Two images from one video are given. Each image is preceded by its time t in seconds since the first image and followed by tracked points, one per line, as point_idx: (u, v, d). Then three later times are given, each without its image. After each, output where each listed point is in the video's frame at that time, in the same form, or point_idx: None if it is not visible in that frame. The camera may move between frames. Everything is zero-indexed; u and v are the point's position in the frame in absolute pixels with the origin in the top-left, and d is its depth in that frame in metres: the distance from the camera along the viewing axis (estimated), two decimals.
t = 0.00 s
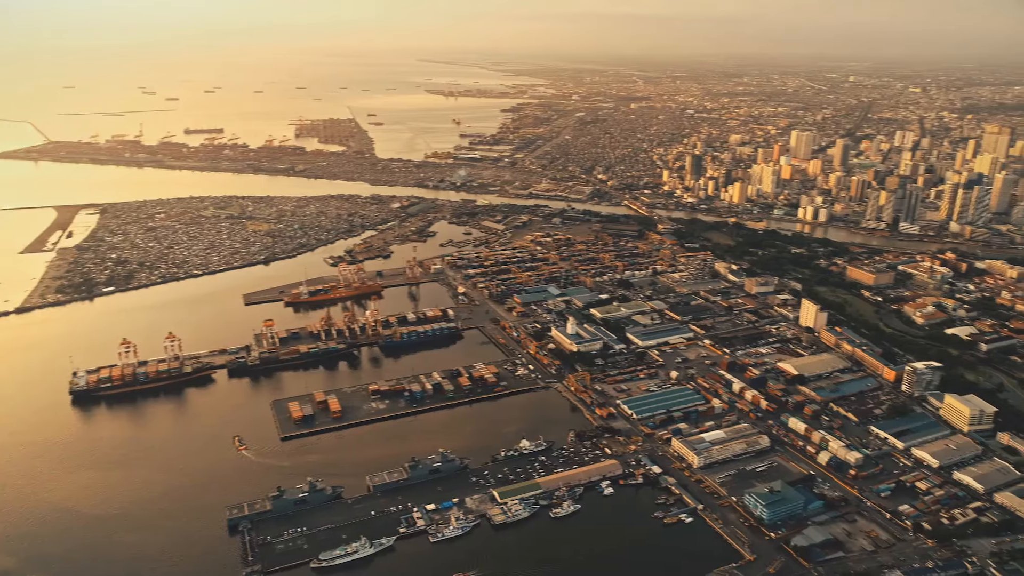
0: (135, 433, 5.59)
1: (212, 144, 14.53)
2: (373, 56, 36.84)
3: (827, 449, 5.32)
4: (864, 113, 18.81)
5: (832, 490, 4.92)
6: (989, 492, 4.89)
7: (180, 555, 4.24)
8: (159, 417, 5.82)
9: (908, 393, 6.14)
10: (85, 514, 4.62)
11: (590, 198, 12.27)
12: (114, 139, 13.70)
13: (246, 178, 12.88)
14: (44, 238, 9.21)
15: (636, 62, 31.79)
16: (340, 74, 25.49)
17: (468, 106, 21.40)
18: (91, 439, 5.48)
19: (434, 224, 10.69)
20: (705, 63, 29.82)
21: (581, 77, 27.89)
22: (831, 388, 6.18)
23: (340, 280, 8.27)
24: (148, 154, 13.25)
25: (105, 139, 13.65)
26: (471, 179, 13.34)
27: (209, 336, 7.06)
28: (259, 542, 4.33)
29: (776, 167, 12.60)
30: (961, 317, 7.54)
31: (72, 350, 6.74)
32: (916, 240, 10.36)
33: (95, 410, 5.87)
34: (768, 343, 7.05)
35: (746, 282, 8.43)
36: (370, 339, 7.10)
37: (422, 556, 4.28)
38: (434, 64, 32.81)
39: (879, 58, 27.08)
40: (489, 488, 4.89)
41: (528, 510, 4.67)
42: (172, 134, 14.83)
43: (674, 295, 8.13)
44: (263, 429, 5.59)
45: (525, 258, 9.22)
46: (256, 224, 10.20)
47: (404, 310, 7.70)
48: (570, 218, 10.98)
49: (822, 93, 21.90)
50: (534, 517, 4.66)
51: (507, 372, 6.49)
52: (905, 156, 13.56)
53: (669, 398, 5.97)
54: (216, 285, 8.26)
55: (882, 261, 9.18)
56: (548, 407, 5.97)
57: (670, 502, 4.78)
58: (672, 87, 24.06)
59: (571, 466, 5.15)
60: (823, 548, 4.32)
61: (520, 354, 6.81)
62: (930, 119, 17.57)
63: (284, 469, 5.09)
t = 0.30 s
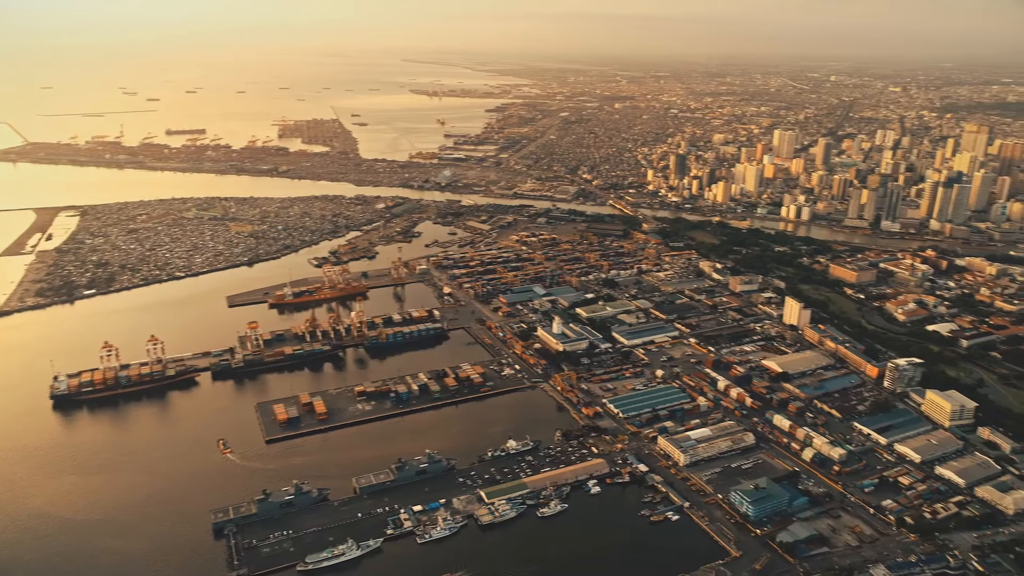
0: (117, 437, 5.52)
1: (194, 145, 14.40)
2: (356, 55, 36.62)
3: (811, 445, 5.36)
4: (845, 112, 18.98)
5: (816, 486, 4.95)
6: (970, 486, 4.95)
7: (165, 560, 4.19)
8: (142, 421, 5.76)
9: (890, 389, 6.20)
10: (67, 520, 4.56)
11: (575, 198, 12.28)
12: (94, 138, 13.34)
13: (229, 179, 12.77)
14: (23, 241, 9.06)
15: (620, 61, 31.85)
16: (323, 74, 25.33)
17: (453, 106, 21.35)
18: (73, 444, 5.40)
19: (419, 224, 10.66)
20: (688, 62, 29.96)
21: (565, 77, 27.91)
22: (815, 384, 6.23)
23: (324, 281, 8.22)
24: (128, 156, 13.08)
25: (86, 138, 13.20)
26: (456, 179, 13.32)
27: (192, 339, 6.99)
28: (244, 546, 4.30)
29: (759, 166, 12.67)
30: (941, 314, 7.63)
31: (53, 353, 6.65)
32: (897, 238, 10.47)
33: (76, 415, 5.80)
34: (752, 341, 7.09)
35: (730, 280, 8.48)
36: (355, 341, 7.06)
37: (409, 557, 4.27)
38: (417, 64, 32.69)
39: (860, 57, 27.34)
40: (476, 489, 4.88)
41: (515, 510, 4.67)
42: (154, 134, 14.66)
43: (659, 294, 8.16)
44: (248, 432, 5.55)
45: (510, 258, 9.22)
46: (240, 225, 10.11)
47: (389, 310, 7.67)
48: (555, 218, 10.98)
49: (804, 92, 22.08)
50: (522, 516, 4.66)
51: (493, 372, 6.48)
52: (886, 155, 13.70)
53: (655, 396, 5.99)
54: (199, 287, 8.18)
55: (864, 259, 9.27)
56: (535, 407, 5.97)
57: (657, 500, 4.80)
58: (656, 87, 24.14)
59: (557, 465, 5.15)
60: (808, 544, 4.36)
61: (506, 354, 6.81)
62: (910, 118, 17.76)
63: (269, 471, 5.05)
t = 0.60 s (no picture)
0: (100, 441, 5.46)
1: (176, 146, 14.28)
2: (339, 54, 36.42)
3: (796, 442, 5.41)
4: (827, 112, 19.15)
5: (801, 482, 4.99)
6: (952, 481, 5.01)
7: (149, 564, 4.16)
8: (125, 425, 5.70)
9: (873, 385, 6.25)
10: (50, 526, 4.50)
11: (560, 198, 12.30)
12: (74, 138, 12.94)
13: (212, 180, 12.67)
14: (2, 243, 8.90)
15: (603, 61, 31.93)
16: (307, 74, 25.17)
17: (437, 106, 21.32)
18: (55, 449, 5.34)
19: (405, 224, 10.64)
20: (671, 62, 30.09)
21: (550, 77, 27.94)
22: (798, 381, 6.28)
23: (309, 283, 8.19)
24: (109, 156, 12.92)
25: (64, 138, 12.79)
26: (441, 179, 13.29)
27: (176, 341, 6.93)
28: (230, 549, 4.27)
29: (742, 166, 12.76)
30: (922, 311, 7.72)
31: (34, 357, 6.57)
32: (878, 236, 10.57)
33: (58, 420, 5.72)
34: (737, 339, 7.14)
35: (714, 279, 8.53)
36: (341, 342, 7.03)
37: (397, 558, 4.26)
38: (401, 64, 32.59)
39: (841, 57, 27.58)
40: (464, 489, 4.88)
41: (503, 510, 4.67)
42: (135, 134, 14.42)
43: (645, 293, 8.19)
44: (233, 435, 5.51)
45: (496, 258, 9.22)
46: (223, 227, 10.04)
47: (375, 311, 7.64)
48: (540, 218, 11.00)
49: (786, 92, 22.25)
50: (509, 516, 4.66)
51: (480, 372, 6.48)
52: (867, 154, 13.84)
53: (641, 395, 6.01)
54: (182, 289, 8.12)
55: (846, 256, 9.36)
56: (521, 407, 5.97)
57: (644, 498, 4.82)
58: (640, 87, 24.22)
59: (544, 465, 5.16)
60: (793, 540, 4.39)
61: (492, 354, 6.81)
62: (891, 117, 17.95)
63: (255, 474, 5.02)
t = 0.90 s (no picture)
0: (82, 446, 5.39)
1: (158, 147, 14.13)
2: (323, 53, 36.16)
3: (780, 439, 5.45)
4: (809, 111, 19.31)
5: (786, 479, 5.03)
6: (934, 475, 5.07)
7: (133, 569, 4.11)
8: (107, 429, 5.63)
9: (856, 381, 6.31)
10: (31, 531, 4.44)
11: (545, 198, 12.31)
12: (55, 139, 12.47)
13: (194, 181, 12.56)
14: None
15: (587, 61, 31.98)
16: (290, 73, 24.97)
17: (421, 106, 21.26)
18: (35, 454, 5.26)
19: (390, 225, 10.60)
20: (655, 62, 30.21)
21: (534, 76, 27.95)
22: (782, 379, 6.34)
23: (294, 284, 8.14)
24: (90, 158, 12.75)
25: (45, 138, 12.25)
26: (426, 179, 13.26)
27: (159, 344, 6.87)
28: (215, 553, 4.23)
29: (726, 165, 12.83)
30: (904, 307, 7.80)
31: (14, 361, 6.48)
32: (860, 234, 10.68)
33: (38, 425, 5.64)
34: (721, 337, 7.18)
35: (699, 277, 8.57)
36: (326, 343, 6.99)
37: (384, 560, 4.24)
38: (385, 64, 32.45)
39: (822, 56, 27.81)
40: (450, 490, 4.87)
41: (490, 510, 4.66)
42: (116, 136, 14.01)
43: (630, 292, 8.22)
44: (217, 438, 5.46)
45: (481, 258, 9.21)
46: (206, 228, 9.95)
47: (360, 312, 7.61)
48: (525, 218, 11.00)
49: (769, 91, 22.42)
50: (496, 516, 4.66)
51: (466, 372, 6.47)
52: (848, 152, 13.98)
53: (627, 394, 6.03)
54: (165, 291, 8.04)
55: (829, 255, 9.44)
56: (507, 407, 5.97)
57: (631, 496, 4.84)
58: (623, 86, 24.28)
59: (531, 464, 5.16)
60: (779, 536, 4.42)
61: (478, 354, 6.81)
62: (872, 116, 18.14)
63: (240, 478, 4.98)
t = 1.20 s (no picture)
0: (63, 451, 5.33)
1: (139, 148, 13.99)
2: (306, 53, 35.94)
3: (765, 435, 5.50)
4: (791, 110, 19.50)
5: (770, 475, 5.07)
6: (915, 470, 5.14)
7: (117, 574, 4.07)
8: (89, 433, 5.57)
9: (839, 378, 6.38)
10: (11, 537, 4.38)
11: (529, 197, 12.32)
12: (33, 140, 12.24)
13: (176, 182, 12.46)
14: None
15: (571, 61, 32.07)
16: (272, 72, 24.79)
17: (405, 107, 21.21)
18: (15, 459, 5.19)
19: (374, 226, 10.57)
20: (638, 62, 30.36)
21: (518, 77, 27.97)
22: (766, 376, 6.39)
23: (278, 285, 8.09)
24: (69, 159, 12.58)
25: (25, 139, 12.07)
26: (410, 179, 13.24)
27: (142, 347, 6.80)
28: (201, 557, 4.20)
29: (709, 164, 12.92)
30: (885, 304, 7.90)
31: None
32: (842, 232, 10.79)
33: (18, 430, 5.57)
34: (706, 335, 7.23)
35: (683, 276, 8.62)
36: (311, 345, 6.96)
37: (371, 562, 4.23)
38: (368, 64, 32.32)
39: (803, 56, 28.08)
40: (437, 490, 4.87)
41: (477, 510, 4.67)
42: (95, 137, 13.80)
43: (615, 291, 8.26)
44: (201, 441, 5.42)
45: (466, 258, 9.21)
46: (188, 229, 9.88)
47: (345, 313, 7.58)
48: (510, 217, 11.02)
49: (751, 90, 22.60)
50: (483, 516, 4.66)
51: (452, 373, 6.47)
52: (830, 151, 14.13)
53: (612, 392, 6.05)
54: (148, 293, 7.97)
55: (811, 252, 9.53)
56: (494, 407, 5.97)
57: (617, 494, 4.86)
58: (607, 86, 24.37)
59: (518, 464, 5.16)
60: (764, 532, 4.46)
61: (464, 354, 6.81)
62: (852, 115, 18.34)
63: (224, 481, 4.94)
